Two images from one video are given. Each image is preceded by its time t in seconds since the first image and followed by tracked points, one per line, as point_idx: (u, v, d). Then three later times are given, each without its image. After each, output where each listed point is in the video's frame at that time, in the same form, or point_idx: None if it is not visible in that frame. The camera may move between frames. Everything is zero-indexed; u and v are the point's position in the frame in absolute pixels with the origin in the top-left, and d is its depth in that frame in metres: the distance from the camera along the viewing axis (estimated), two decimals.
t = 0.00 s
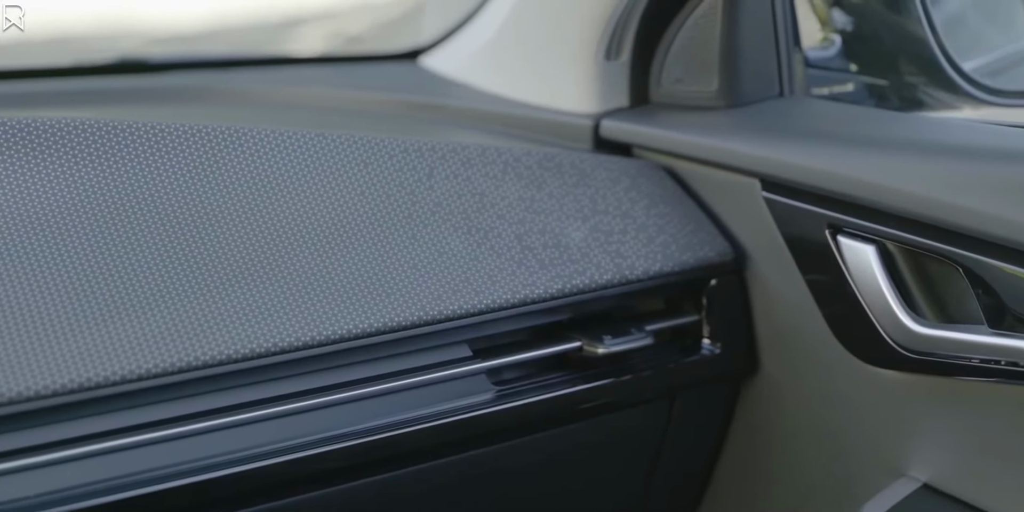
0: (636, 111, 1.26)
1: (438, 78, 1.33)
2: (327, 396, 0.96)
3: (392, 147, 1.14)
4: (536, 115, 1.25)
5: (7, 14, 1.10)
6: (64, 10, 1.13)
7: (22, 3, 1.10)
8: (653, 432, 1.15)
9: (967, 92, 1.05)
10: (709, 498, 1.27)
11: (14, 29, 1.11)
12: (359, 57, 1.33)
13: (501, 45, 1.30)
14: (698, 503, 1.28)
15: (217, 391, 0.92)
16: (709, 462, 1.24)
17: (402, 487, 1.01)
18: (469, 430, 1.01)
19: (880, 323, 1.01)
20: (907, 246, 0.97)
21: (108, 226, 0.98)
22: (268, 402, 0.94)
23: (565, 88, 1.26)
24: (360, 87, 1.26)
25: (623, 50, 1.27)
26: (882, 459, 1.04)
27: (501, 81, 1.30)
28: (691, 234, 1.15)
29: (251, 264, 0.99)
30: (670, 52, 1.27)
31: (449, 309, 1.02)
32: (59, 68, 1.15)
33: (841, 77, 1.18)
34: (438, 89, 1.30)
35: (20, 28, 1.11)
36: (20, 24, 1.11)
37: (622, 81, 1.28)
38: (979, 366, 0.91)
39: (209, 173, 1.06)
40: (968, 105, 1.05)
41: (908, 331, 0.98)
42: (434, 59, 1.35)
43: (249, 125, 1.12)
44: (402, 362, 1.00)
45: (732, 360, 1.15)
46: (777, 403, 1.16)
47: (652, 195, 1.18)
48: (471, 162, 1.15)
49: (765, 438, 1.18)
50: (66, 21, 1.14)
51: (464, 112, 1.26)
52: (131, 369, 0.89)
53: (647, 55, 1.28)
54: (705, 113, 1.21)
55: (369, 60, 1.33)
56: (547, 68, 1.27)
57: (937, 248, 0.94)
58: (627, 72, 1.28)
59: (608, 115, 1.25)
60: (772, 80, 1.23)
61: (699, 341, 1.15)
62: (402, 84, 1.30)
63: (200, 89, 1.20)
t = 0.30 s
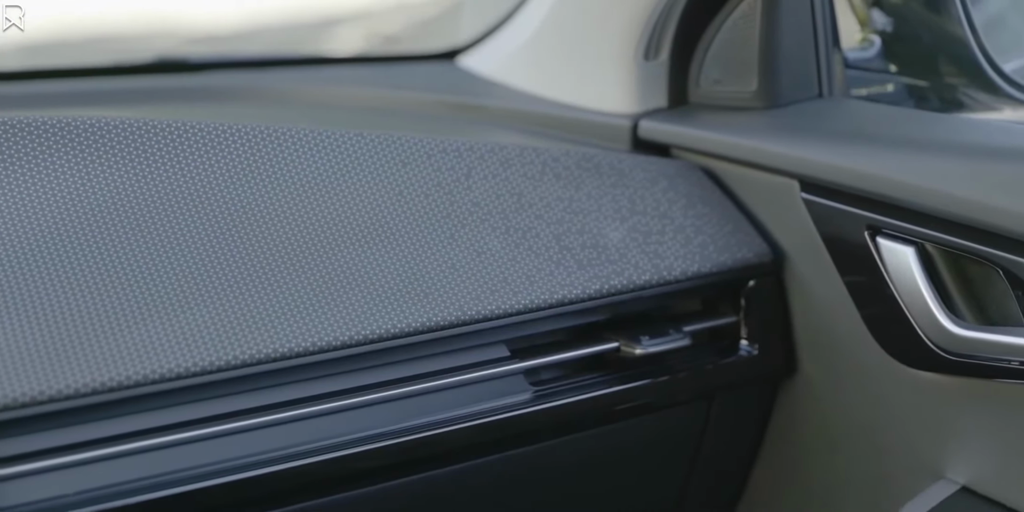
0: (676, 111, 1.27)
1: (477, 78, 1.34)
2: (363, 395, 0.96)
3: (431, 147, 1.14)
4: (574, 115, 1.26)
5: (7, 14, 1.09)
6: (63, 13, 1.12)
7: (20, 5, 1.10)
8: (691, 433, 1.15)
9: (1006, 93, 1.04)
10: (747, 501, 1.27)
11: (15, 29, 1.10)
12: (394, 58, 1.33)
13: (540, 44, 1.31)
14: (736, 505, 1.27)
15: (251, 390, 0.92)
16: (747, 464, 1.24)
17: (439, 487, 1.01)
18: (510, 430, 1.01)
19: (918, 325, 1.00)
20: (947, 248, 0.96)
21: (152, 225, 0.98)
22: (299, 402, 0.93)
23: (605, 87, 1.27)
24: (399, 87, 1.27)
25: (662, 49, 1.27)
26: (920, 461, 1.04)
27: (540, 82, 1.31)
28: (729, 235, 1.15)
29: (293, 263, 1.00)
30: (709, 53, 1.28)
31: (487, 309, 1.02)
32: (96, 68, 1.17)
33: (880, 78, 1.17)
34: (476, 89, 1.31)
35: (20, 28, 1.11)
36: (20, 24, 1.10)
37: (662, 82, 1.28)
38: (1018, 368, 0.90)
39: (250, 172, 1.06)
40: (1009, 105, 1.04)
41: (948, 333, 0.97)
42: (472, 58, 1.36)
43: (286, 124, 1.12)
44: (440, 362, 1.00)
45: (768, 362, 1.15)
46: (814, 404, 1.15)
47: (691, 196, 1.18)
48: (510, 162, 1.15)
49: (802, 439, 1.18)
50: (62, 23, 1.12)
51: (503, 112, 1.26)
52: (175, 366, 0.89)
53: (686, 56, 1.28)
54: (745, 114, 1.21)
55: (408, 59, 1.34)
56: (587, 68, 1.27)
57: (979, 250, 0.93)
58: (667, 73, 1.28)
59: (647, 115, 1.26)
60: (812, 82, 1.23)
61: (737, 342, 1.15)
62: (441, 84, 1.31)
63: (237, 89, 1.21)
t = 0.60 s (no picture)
0: (718, 112, 1.27)
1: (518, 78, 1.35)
2: (399, 396, 0.95)
3: (473, 146, 1.15)
4: (616, 115, 1.27)
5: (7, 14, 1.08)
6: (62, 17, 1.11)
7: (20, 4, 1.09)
8: (732, 433, 1.15)
9: None
10: (786, 502, 1.26)
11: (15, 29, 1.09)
12: (434, 58, 1.34)
13: (581, 44, 1.31)
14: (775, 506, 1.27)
15: (289, 390, 0.92)
16: (787, 465, 1.24)
17: (480, 487, 1.01)
18: (552, 430, 1.01)
19: (960, 327, 1.00)
20: (990, 250, 0.95)
21: (199, 224, 0.99)
22: (334, 403, 0.93)
23: (644, 88, 1.27)
24: (440, 87, 1.28)
25: (704, 50, 1.26)
26: (962, 463, 1.03)
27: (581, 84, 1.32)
28: (771, 236, 1.15)
29: (338, 262, 1.00)
30: (752, 54, 1.28)
31: (529, 309, 1.02)
32: (144, 67, 1.18)
33: (923, 79, 1.17)
34: (516, 89, 1.32)
35: (20, 28, 1.10)
36: (20, 24, 1.09)
37: (702, 81, 1.28)
38: None
39: (294, 171, 1.06)
40: None
41: (991, 335, 0.97)
42: (514, 58, 1.36)
43: (328, 124, 1.13)
44: (481, 362, 1.00)
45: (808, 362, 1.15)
46: (855, 405, 1.15)
47: (732, 197, 1.18)
48: (551, 162, 1.16)
49: (843, 440, 1.17)
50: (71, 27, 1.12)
51: (543, 112, 1.27)
52: (224, 363, 0.89)
53: (728, 58, 1.28)
54: (786, 115, 1.21)
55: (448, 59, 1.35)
56: (628, 67, 1.28)
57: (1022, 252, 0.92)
58: (708, 72, 1.28)
59: (689, 115, 1.26)
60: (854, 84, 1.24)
61: (777, 343, 1.14)
62: (481, 84, 1.31)
63: (277, 89, 1.22)
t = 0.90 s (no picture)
0: (751, 113, 1.27)
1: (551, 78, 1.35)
2: (431, 396, 0.94)
3: (506, 146, 1.15)
4: (649, 116, 1.27)
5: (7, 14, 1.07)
6: (61, 18, 1.09)
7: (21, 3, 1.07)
8: (765, 434, 1.15)
9: None
10: (819, 504, 1.25)
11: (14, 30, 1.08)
12: (468, 58, 1.34)
13: (615, 45, 1.32)
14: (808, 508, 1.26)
15: (320, 390, 0.91)
16: (820, 467, 1.23)
17: (513, 487, 1.01)
18: (586, 431, 1.01)
19: (995, 328, 0.99)
20: None
21: (238, 224, 0.99)
22: (364, 403, 0.92)
23: (677, 88, 1.28)
24: (473, 87, 1.28)
25: (738, 52, 1.27)
26: (997, 466, 1.03)
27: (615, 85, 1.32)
28: (805, 237, 1.15)
29: (373, 261, 1.00)
30: (787, 55, 1.28)
31: (563, 309, 1.01)
32: (176, 67, 1.19)
33: (958, 80, 1.16)
34: (549, 89, 1.32)
35: (20, 28, 1.09)
36: (20, 24, 1.08)
37: (737, 82, 1.28)
38: None
39: (329, 171, 1.07)
40: None
41: None
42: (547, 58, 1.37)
43: (361, 124, 1.13)
44: (515, 363, 0.99)
45: (842, 363, 1.14)
46: (890, 407, 1.14)
47: (766, 198, 1.18)
48: (584, 162, 1.16)
49: (878, 442, 1.17)
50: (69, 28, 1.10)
51: (576, 113, 1.28)
52: (262, 362, 0.88)
53: (762, 57, 1.29)
54: (822, 115, 1.21)
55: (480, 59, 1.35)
56: (660, 68, 1.29)
57: None
58: (742, 73, 1.28)
59: (722, 116, 1.27)
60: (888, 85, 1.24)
61: (811, 345, 1.14)
62: (514, 84, 1.32)
63: (310, 89, 1.22)
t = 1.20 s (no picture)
0: (786, 114, 1.27)
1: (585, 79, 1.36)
2: (464, 396, 0.94)
3: (541, 146, 1.16)
4: (683, 116, 1.28)
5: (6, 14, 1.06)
6: (62, 17, 1.08)
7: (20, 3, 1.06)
8: (798, 435, 1.14)
9: None
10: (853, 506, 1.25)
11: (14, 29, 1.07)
12: (502, 58, 1.35)
13: (649, 46, 1.33)
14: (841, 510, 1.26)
15: (353, 389, 0.91)
16: (854, 469, 1.23)
17: (547, 487, 1.01)
18: (620, 432, 1.01)
19: None
20: None
21: (276, 223, 0.99)
22: (399, 402, 0.92)
23: (712, 89, 1.28)
24: (506, 87, 1.28)
25: (774, 53, 1.28)
26: None
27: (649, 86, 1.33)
28: (840, 238, 1.15)
29: (410, 261, 1.00)
30: (822, 56, 1.28)
31: (598, 310, 1.01)
32: (208, 67, 1.19)
33: (995, 81, 1.16)
34: (582, 88, 1.33)
35: (20, 28, 1.08)
36: (20, 24, 1.07)
37: (772, 83, 1.29)
38: None
39: (365, 172, 1.07)
40: None
41: None
42: (582, 59, 1.38)
43: (397, 124, 1.13)
44: (550, 364, 0.99)
45: (876, 364, 1.14)
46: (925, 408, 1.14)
47: (800, 199, 1.18)
48: (619, 163, 1.17)
49: (913, 443, 1.16)
50: (69, 28, 1.09)
51: (610, 112, 1.28)
52: (300, 360, 0.88)
53: (797, 58, 1.29)
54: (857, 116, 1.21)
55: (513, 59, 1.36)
56: (693, 69, 1.29)
57: None
58: (777, 73, 1.29)
59: (756, 116, 1.27)
60: (923, 85, 1.24)
61: (846, 346, 1.14)
62: (546, 84, 1.32)
63: (344, 88, 1.23)
